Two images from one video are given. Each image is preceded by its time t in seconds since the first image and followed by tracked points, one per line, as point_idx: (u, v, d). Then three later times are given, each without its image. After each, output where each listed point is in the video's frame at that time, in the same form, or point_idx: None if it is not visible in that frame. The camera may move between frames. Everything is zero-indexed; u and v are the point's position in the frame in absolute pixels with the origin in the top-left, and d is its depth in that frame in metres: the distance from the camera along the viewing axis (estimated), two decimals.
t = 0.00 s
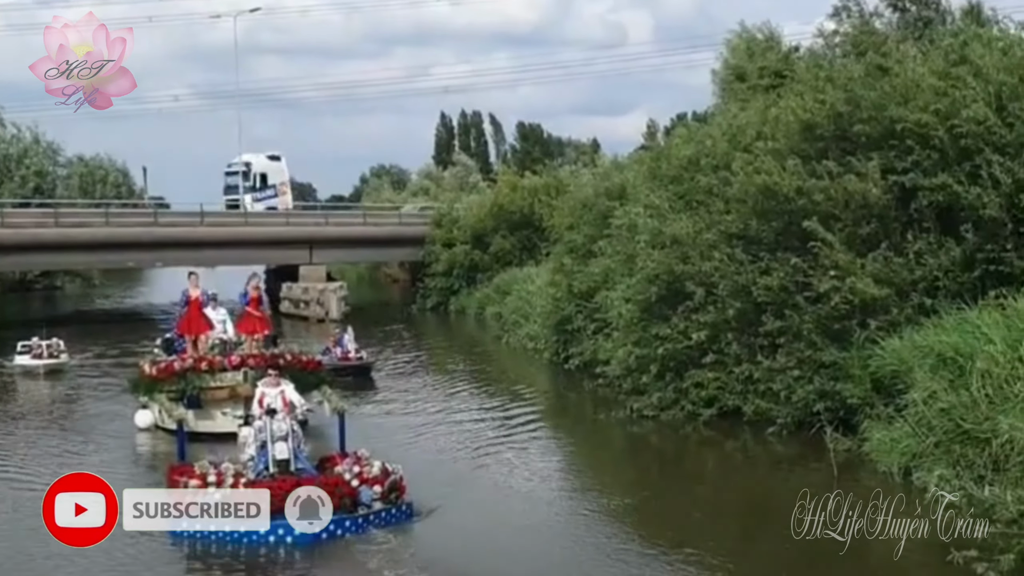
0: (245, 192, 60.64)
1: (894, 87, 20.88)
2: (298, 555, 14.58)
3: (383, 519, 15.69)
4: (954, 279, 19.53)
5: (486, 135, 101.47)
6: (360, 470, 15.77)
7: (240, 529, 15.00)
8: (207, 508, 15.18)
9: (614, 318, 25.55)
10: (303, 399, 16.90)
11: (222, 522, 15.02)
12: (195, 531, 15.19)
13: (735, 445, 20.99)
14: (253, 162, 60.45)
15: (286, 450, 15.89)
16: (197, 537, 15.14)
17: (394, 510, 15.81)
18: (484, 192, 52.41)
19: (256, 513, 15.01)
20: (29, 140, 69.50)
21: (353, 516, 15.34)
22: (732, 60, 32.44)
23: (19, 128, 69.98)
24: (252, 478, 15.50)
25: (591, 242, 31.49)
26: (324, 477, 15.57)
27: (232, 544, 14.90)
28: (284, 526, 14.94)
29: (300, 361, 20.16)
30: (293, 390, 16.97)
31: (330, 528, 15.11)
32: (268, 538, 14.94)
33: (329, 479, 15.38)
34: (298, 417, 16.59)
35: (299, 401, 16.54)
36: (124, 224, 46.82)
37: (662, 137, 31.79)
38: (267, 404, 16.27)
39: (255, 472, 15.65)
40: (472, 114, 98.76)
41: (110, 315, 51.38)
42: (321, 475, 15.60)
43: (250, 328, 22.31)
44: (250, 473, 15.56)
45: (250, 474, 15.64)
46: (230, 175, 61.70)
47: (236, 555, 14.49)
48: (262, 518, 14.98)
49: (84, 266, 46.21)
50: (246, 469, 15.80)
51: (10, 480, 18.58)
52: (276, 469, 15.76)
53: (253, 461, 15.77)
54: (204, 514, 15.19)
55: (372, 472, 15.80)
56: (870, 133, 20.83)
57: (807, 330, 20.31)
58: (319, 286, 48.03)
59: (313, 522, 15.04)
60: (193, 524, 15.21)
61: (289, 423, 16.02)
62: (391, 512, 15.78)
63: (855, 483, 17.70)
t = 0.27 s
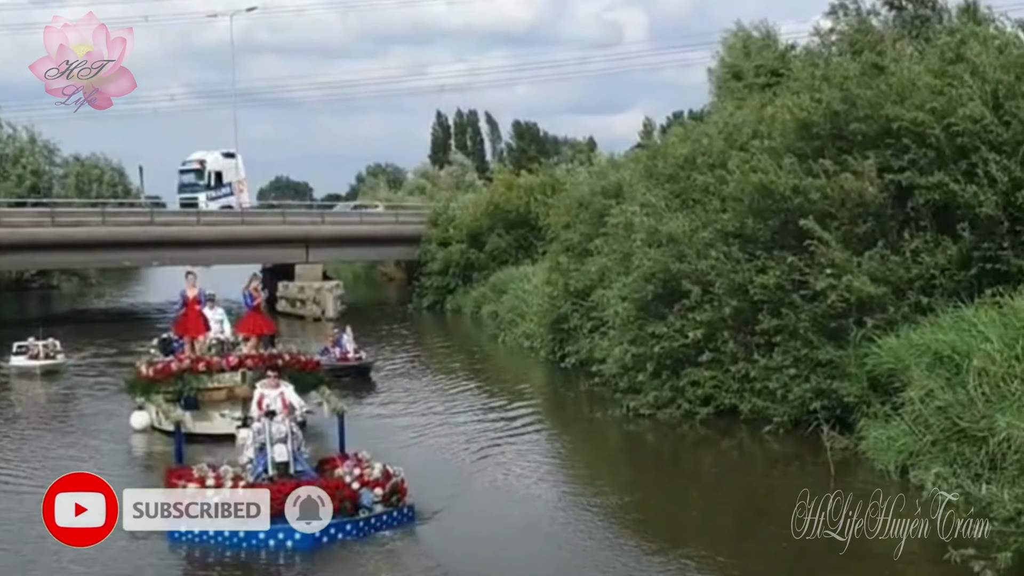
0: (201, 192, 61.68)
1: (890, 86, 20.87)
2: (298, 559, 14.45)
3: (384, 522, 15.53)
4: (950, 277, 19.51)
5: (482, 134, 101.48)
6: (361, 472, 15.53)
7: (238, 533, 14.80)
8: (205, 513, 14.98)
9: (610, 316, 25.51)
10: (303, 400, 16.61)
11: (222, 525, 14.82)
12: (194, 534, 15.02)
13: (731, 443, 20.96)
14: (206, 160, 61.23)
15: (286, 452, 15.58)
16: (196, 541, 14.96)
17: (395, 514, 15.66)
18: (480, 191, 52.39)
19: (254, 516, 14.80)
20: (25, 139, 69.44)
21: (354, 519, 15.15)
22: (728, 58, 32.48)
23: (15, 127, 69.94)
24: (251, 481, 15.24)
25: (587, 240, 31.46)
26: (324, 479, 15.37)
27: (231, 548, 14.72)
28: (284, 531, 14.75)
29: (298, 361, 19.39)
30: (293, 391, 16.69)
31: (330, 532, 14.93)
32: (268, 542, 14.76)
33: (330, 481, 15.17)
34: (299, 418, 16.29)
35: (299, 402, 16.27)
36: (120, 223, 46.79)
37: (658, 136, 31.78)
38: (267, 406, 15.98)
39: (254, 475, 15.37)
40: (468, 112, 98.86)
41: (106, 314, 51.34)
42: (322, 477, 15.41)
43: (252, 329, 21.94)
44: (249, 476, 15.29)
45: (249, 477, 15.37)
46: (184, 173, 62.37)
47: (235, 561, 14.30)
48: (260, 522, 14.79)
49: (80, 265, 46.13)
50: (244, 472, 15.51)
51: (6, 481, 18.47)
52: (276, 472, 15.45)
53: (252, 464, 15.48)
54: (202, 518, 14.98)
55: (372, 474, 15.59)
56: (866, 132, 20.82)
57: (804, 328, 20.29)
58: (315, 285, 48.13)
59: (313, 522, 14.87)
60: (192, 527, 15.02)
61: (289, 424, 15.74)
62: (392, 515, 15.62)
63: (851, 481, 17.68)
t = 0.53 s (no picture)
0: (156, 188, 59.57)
1: (889, 86, 20.85)
2: (298, 561, 14.26)
3: (387, 526, 15.26)
4: (949, 277, 19.49)
5: (481, 132, 101.40)
6: (363, 475, 15.32)
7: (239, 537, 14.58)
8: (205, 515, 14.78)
9: (608, 315, 25.48)
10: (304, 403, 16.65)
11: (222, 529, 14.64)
12: (193, 538, 14.81)
13: (729, 442, 20.94)
14: (162, 155, 59.17)
15: (286, 454, 15.54)
16: (196, 544, 14.78)
17: (398, 517, 15.41)
18: (479, 189, 52.34)
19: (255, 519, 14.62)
20: (24, 136, 69.42)
21: (355, 522, 14.90)
22: (727, 58, 32.46)
23: (14, 123, 69.83)
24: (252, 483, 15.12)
25: (586, 239, 31.42)
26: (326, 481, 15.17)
27: (231, 552, 14.52)
28: (284, 534, 14.57)
29: (298, 361, 19.19)
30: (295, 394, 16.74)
31: (332, 535, 14.68)
32: (268, 546, 14.60)
33: (331, 484, 14.96)
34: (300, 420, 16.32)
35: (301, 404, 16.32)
36: (119, 220, 46.72)
37: (657, 135, 31.75)
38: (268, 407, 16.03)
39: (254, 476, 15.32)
40: (466, 111, 98.86)
41: (104, 311, 51.29)
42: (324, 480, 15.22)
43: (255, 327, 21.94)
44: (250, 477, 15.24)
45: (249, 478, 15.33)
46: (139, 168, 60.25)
47: (234, 564, 14.10)
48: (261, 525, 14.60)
49: (80, 262, 46.10)
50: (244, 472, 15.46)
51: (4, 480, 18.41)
52: (276, 474, 15.44)
53: (252, 464, 15.44)
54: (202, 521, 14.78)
55: (375, 476, 15.36)
56: (865, 132, 20.81)
57: (802, 328, 20.26)
58: (313, 283, 48.07)
59: (313, 522, 14.61)
60: (192, 530, 14.82)
61: (290, 426, 15.75)
62: (395, 519, 15.36)
63: (849, 482, 17.65)
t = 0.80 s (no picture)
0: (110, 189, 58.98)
1: (888, 84, 20.81)
2: (304, 567, 13.86)
3: (392, 532, 14.92)
4: (948, 276, 19.44)
5: (480, 133, 101.45)
6: (368, 479, 14.94)
7: (243, 543, 14.19)
8: (209, 521, 14.45)
9: (607, 315, 25.45)
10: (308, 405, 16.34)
11: (225, 535, 14.27)
12: (195, 544, 14.44)
13: (728, 442, 20.91)
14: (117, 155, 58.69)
15: (290, 457, 15.30)
16: (197, 550, 14.38)
17: (402, 522, 15.09)
18: (478, 189, 52.34)
19: (259, 525, 14.25)
20: (24, 138, 69.44)
21: (360, 528, 14.54)
22: (725, 58, 32.51)
23: (13, 125, 69.90)
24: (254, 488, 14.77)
25: (585, 239, 31.40)
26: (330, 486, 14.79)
27: (234, 558, 14.12)
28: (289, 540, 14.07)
29: (300, 363, 19.29)
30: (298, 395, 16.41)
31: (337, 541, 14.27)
32: (272, 552, 14.11)
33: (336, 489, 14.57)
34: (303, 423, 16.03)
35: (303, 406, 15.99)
36: (119, 221, 46.71)
37: (656, 134, 31.76)
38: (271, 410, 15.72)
39: (257, 481, 15.07)
40: (464, 111, 98.91)
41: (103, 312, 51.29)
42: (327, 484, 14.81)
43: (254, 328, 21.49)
44: (253, 482, 14.97)
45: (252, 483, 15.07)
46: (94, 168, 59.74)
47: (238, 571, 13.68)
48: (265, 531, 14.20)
49: (79, 264, 46.08)
50: (247, 477, 15.20)
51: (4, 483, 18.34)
52: (279, 478, 15.16)
53: (255, 469, 15.18)
54: (206, 527, 14.42)
55: (380, 481, 14.99)
56: (864, 131, 20.78)
57: (801, 327, 20.22)
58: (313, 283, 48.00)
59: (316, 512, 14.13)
60: (194, 537, 14.44)
61: (292, 429, 15.49)
62: (400, 524, 15.05)
63: (849, 481, 17.62)
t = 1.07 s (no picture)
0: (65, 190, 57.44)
1: (887, 83, 20.76)
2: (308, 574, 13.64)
3: (398, 537, 14.64)
4: (948, 275, 19.40)
5: (479, 133, 101.38)
6: (372, 484, 14.74)
7: (245, 548, 13.99)
8: (211, 525, 14.25)
9: (606, 314, 25.42)
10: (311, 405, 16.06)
11: (228, 540, 14.04)
12: (197, 550, 14.23)
13: (728, 442, 20.87)
14: (70, 155, 57.17)
15: (293, 461, 15.04)
16: (200, 556, 14.14)
17: (408, 527, 14.81)
18: (477, 189, 52.31)
19: (261, 530, 14.06)
20: (24, 138, 69.40)
21: (365, 534, 14.26)
22: (724, 57, 32.49)
23: (13, 126, 69.82)
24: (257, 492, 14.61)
25: (584, 239, 31.35)
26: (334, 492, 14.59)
27: (237, 565, 13.93)
28: (292, 546, 13.88)
29: (303, 365, 19.22)
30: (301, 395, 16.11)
31: (342, 547, 14.03)
32: (276, 558, 13.91)
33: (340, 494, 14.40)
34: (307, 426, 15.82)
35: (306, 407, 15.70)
36: (118, 222, 46.68)
37: (654, 134, 31.72)
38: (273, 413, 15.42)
39: (260, 485, 14.91)
40: (464, 110, 98.88)
41: (103, 313, 51.25)
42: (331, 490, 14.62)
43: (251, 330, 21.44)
44: (255, 486, 14.77)
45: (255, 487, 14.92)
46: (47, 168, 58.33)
47: None
48: (267, 536, 14.02)
49: (79, 265, 46.03)
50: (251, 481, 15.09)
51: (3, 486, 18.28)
52: (282, 482, 14.94)
53: (258, 473, 15.05)
54: (207, 532, 14.26)
55: (384, 486, 14.77)
56: (863, 129, 20.74)
57: (801, 326, 20.17)
58: (312, 283, 47.90)
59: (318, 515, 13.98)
60: (195, 542, 14.24)
61: (296, 432, 15.27)
62: (406, 529, 14.76)
63: (849, 480, 17.57)
